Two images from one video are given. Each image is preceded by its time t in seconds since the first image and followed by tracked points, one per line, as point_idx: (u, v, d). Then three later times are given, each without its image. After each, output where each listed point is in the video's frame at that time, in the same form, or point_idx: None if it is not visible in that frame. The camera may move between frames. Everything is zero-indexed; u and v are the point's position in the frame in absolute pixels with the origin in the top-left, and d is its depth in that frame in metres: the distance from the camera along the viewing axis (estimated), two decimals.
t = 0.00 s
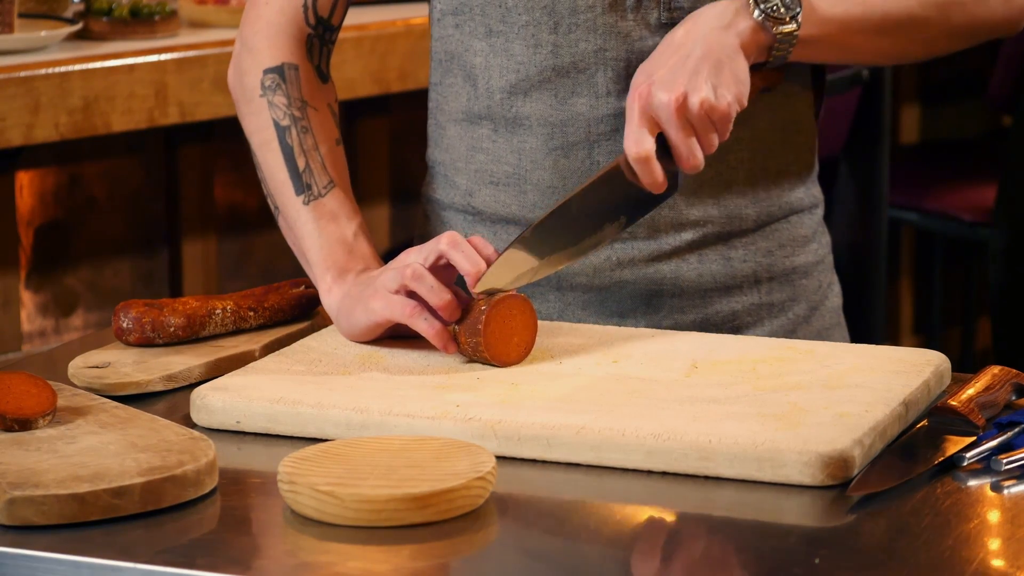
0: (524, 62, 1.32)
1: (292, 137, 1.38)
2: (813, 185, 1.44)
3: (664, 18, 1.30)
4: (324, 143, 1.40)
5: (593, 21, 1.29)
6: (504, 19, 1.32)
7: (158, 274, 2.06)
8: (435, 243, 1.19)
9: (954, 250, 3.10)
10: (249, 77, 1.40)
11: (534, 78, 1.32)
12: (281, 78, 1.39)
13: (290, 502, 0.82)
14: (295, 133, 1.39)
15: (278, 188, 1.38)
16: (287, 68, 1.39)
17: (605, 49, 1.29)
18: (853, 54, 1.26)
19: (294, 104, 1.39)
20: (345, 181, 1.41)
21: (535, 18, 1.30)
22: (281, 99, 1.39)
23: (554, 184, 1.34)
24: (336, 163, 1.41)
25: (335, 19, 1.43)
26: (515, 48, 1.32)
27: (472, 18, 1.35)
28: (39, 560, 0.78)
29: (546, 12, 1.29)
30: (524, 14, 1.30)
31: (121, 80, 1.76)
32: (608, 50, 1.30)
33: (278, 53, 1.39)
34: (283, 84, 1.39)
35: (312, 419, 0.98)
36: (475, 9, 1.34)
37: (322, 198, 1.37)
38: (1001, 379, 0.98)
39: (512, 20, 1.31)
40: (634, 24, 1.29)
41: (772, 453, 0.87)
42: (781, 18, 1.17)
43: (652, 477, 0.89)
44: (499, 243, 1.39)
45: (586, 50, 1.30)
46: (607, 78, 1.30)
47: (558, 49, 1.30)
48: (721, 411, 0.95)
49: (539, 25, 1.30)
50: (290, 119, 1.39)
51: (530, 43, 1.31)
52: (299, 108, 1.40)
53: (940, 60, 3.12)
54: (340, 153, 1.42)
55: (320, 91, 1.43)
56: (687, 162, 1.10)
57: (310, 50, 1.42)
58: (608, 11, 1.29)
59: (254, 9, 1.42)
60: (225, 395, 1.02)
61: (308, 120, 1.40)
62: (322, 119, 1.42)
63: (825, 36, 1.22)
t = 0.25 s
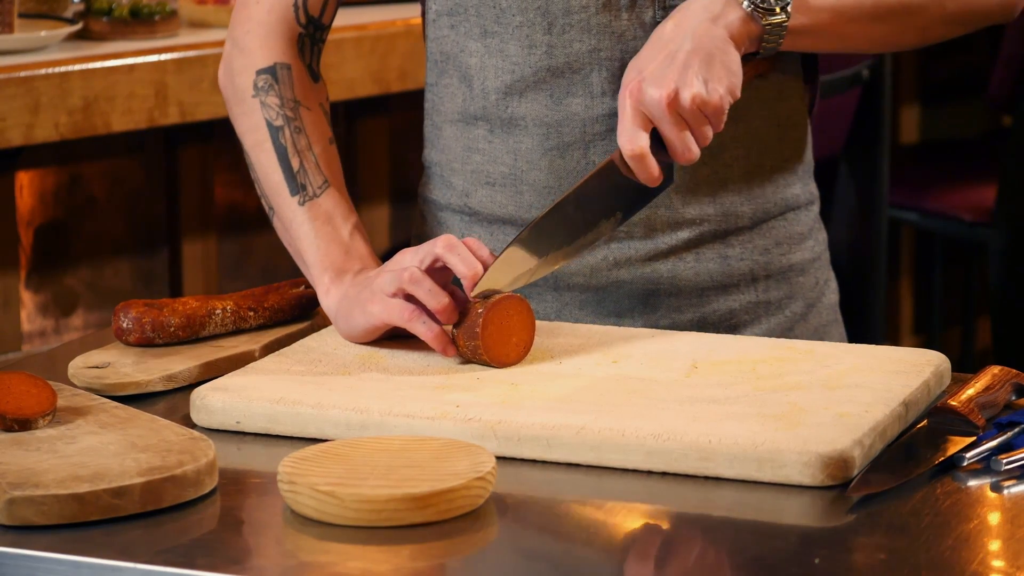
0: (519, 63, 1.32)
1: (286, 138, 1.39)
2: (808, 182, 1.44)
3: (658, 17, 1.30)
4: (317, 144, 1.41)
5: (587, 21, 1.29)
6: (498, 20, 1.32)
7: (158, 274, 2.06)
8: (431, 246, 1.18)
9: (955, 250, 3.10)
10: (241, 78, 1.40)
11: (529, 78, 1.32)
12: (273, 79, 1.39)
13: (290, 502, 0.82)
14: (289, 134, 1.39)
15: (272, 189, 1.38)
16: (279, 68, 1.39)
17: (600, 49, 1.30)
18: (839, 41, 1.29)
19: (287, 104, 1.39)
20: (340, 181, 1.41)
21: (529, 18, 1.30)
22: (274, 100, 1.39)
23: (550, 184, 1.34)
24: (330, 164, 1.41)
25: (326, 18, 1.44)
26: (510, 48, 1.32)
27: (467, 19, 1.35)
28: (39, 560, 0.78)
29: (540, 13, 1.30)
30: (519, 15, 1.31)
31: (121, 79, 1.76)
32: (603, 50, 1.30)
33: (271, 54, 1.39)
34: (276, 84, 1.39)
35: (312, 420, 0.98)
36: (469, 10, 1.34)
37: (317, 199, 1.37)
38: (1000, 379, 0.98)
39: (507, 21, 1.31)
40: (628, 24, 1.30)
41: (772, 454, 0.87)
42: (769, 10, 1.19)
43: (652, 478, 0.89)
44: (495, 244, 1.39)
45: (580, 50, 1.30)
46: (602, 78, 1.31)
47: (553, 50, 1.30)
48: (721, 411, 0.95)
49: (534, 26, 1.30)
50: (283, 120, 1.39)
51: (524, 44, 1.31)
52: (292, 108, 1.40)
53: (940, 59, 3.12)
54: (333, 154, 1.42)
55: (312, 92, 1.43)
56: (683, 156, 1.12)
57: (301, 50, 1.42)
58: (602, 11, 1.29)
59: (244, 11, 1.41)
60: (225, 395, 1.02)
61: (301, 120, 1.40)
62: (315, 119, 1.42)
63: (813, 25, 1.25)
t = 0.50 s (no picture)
0: (516, 63, 1.32)
1: (283, 137, 1.39)
2: (807, 180, 1.43)
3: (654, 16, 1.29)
4: (314, 144, 1.41)
5: (583, 21, 1.29)
6: (495, 20, 1.32)
7: (158, 274, 2.06)
8: (427, 248, 1.19)
9: (955, 250, 3.10)
10: (238, 78, 1.40)
11: (526, 79, 1.32)
12: (269, 79, 1.39)
13: (290, 502, 0.82)
14: (285, 134, 1.39)
15: (270, 189, 1.38)
16: (275, 69, 1.39)
17: (596, 49, 1.30)
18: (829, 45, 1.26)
19: (283, 104, 1.39)
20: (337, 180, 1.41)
21: (526, 19, 1.30)
22: (270, 101, 1.39)
23: (547, 184, 1.34)
24: (327, 163, 1.41)
25: (321, 18, 1.44)
26: (507, 48, 1.32)
27: (465, 19, 1.35)
28: (38, 560, 0.78)
29: (536, 13, 1.30)
30: (515, 15, 1.31)
31: (121, 79, 1.77)
32: (599, 50, 1.30)
33: (267, 54, 1.39)
34: (272, 84, 1.39)
35: (312, 420, 0.98)
36: (467, 10, 1.34)
37: (314, 199, 1.37)
38: (1000, 380, 0.98)
39: (503, 22, 1.32)
40: (625, 23, 1.29)
41: (772, 454, 0.87)
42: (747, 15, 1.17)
43: (652, 478, 0.89)
44: (493, 244, 1.39)
45: (577, 50, 1.30)
46: (599, 78, 1.30)
47: (549, 50, 1.30)
48: (721, 411, 0.95)
49: (530, 26, 1.30)
50: (279, 120, 1.39)
51: (521, 44, 1.31)
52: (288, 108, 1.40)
53: (940, 60, 3.12)
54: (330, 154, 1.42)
55: (309, 91, 1.43)
56: (665, 164, 1.12)
57: (297, 50, 1.42)
58: (598, 11, 1.29)
59: (239, 12, 1.41)
60: (225, 395, 1.02)
61: (298, 120, 1.40)
62: (312, 118, 1.42)
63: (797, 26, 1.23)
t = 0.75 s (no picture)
0: (514, 63, 1.32)
1: (281, 138, 1.39)
2: (806, 178, 1.43)
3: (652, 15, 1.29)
4: (313, 143, 1.40)
5: (580, 20, 1.29)
6: (494, 20, 1.32)
7: (158, 274, 2.06)
8: (426, 248, 1.18)
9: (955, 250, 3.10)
10: (236, 78, 1.40)
11: (524, 78, 1.32)
12: (267, 79, 1.39)
13: (290, 502, 0.82)
14: (284, 134, 1.39)
15: (269, 189, 1.38)
16: (273, 68, 1.39)
17: (594, 48, 1.29)
18: (805, 54, 1.23)
19: (282, 104, 1.39)
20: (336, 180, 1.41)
21: (523, 18, 1.30)
22: (268, 101, 1.39)
23: (546, 184, 1.34)
24: (325, 163, 1.41)
25: (320, 17, 1.44)
26: (505, 48, 1.32)
27: (463, 19, 1.35)
28: (39, 560, 0.78)
29: (534, 12, 1.30)
30: (513, 15, 1.31)
31: (121, 79, 1.77)
32: (597, 49, 1.30)
33: (265, 53, 1.39)
34: (270, 84, 1.39)
35: (312, 420, 0.98)
36: (466, 9, 1.34)
37: (313, 199, 1.37)
38: (1000, 380, 0.98)
39: (502, 21, 1.31)
40: (623, 21, 1.29)
41: (772, 454, 0.87)
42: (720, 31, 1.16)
43: (652, 478, 0.89)
44: (492, 243, 1.39)
45: (574, 49, 1.30)
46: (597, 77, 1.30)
47: (547, 49, 1.30)
48: (721, 411, 0.95)
49: (528, 25, 1.30)
50: (278, 120, 1.39)
51: (519, 44, 1.31)
52: (286, 108, 1.40)
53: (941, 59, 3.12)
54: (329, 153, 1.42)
55: (307, 90, 1.43)
56: (643, 186, 1.13)
57: (296, 49, 1.42)
58: (595, 10, 1.28)
59: (236, 12, 1.41)
60: (225, 396, 1.02)
61: (297, 120, 1.40)
62: (310, 118, 1.42)
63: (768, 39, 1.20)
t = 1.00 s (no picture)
0: (512, 63, 1.32)
1: (282, 137, 1.39)
2: (805, 177, 1.43)
3: (650, 15, 1.29)
4: (313, 143, 1.40)
5: (578, 21, 1.29)
6: (492, 20, 1.32)
7: (158, 274, 2.06)
8: (426, 249, 1.19)
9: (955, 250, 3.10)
10: (238, 77, 1.40)
11: (523, 78, 1.32)
12: (268, 78, 1.39)
13: (290, 502, 0.82)
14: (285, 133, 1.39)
15: (270, 189, 1.38)
16: (275, 67, 1.39)
17: (592, 48, 1.29)
18: (785, 87, 1.19)
19: (283, 103, 1.39)
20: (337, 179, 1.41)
21: (522, 19, 1.30)
22: (270, 100, 1.39)
23: (544, 184, 1.35)
24: (326, 162, 1.41)
25: (322, 17, 1.44)
26: (504, 48, 1.32)
27: (462, 18, 1.35)
28: (38, 560, 0.78)
29: (533, 13, 1.30)
30: (512, 15, 1.31)
31: (121, 80, 1.77)
32: (595, 50, 1.30)
33: (267, 53, 1.39)
34: (272, 84, 1.39)
35: (312, 421, 0.98)
36: (465, 9, 1.34)
37: (314, 198, 1.37)
38: (1000, 380, 0.98)
39: (500, 21, 1.32)
40: (620, 22, 1.29)
41: (771, 455, 0.87)
42: (695, 79, 1.13)
43: (652, 478, 0.89)
44: (490, 243, 1.39)
45: (572, 49, 1.30)
46: (594, 78, 1.30)
47: (545, 50, 1.30)
48: (721, 412, 0.95)
49: (526, 26, 1.30)
50: (279, 119, 1.39)
51: (517, 44, 1.31)
52: (288, 107, 1.40)
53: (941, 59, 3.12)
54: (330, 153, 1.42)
55: (309, 89, 1.43)
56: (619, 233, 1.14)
57: (298, 49, 1.42)
58: (593, 10, 1.28)
59: (239, 11, 1.42)
60: (224, 396, 1.01)
61: (298, 120, 1.40)
62: (311, 117, 1.42)
63: (744, 79, 1.17)
